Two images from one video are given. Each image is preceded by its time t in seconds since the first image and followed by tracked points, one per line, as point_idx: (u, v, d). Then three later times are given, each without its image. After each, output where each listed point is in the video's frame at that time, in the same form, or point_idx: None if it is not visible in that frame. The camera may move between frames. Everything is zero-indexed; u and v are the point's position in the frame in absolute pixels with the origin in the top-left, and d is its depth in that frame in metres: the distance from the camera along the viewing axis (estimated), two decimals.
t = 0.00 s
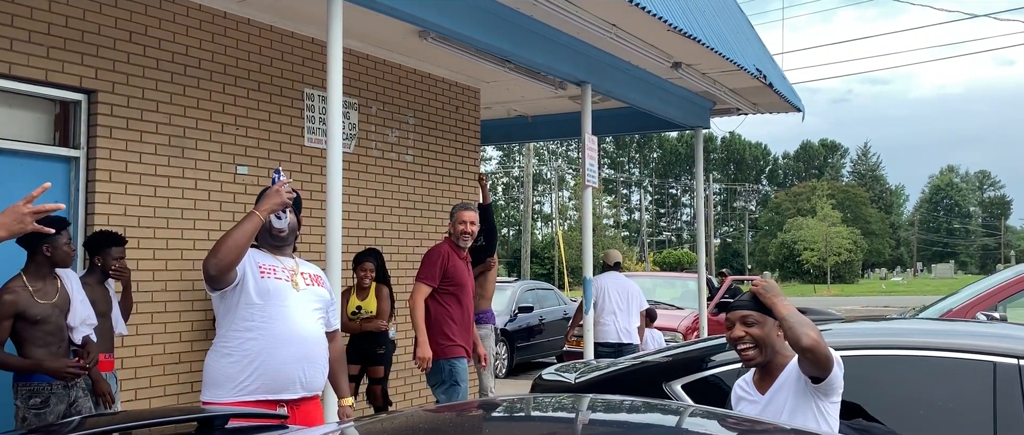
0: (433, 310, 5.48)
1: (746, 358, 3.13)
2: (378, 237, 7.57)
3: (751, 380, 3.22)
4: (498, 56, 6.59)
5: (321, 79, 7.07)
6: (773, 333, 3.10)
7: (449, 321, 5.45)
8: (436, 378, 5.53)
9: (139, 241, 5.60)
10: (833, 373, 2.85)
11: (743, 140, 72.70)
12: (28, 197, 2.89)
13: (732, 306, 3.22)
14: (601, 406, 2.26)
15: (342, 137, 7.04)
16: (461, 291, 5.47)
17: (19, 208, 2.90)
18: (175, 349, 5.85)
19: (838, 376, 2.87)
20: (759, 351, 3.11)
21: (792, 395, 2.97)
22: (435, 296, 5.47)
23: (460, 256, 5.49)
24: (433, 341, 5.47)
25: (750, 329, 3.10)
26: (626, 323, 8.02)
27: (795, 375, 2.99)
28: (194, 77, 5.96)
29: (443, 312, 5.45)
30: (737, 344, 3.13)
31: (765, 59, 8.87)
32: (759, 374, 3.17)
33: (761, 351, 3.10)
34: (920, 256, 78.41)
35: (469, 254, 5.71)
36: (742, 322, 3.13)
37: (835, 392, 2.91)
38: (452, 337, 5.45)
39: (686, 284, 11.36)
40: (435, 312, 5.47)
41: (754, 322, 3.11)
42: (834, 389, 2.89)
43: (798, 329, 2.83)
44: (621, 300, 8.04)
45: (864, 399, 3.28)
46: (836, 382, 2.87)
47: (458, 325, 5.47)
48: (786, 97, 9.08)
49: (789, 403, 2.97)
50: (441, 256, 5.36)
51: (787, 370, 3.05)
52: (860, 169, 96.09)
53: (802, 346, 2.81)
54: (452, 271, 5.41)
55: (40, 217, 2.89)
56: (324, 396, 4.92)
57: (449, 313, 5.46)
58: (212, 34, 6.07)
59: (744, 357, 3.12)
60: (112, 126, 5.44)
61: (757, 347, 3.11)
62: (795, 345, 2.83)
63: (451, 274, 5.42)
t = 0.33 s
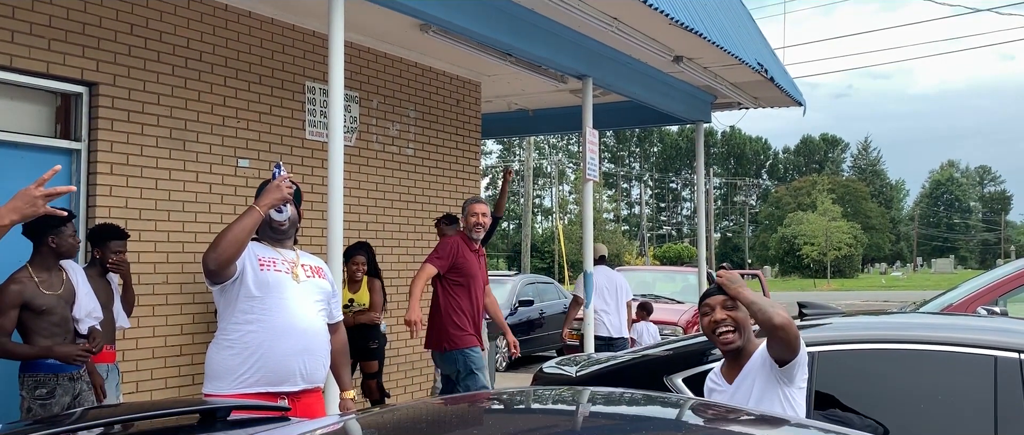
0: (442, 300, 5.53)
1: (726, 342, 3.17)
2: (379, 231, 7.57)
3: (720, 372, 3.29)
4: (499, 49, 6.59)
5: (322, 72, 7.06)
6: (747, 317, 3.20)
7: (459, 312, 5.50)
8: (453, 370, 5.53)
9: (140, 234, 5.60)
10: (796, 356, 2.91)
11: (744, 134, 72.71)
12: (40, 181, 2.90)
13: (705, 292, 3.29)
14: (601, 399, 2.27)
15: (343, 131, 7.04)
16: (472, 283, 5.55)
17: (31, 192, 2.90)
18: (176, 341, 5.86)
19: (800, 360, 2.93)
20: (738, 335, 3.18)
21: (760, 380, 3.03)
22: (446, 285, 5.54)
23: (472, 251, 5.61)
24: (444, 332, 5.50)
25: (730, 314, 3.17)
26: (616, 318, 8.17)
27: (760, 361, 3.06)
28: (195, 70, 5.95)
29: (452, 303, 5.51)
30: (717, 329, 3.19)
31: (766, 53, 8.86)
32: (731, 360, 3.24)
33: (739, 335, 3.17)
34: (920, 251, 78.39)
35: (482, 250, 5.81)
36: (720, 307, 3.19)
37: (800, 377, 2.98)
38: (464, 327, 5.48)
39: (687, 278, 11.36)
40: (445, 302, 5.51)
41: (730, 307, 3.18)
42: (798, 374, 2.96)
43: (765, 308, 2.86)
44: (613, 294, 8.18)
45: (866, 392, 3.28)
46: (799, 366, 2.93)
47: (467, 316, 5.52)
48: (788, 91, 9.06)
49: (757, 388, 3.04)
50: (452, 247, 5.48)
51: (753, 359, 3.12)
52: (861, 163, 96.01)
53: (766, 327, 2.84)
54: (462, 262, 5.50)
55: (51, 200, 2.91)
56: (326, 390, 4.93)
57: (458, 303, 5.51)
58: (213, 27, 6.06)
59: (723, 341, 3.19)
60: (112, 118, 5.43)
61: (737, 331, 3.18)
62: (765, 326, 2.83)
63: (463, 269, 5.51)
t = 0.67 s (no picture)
0: (458, 295, 5.56)
1: (702, 331, 3.18)
2: (382, 227, 7.59)
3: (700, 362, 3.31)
4: (503, 45, 6.59)
5: (327, 68, 7.07)
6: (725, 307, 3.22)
7: (473, 308, 5.53)
8: (465, 365, 5.59)
9: (144, 229, 5.62)
10: (767, 344, 2.91)
11: (747, 131, 72.68)
12: (63, 171, 2.91)
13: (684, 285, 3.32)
14: (604, 395, 2.27)
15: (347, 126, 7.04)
16: (488, 282, 5.58)
17: (53, 181, 2.90)
18: (181, 336, 5.88)
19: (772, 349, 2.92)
20: (715, 324, 3.19)
21: (732, 368, 3.05)
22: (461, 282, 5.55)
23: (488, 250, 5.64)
24: (457, 326, 5.54)
25: (706, 304, 3.18)
26: (610, 311, 8.31)
27: (733, 349, 3.08)
28: (200, 66, 5.96)
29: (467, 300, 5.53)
30: (693, 318, 3.19)
31: (770, 50, 8.85)
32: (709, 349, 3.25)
33: (716, 324, 3.19)
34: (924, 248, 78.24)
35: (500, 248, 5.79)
36: (697, 297, 3.20)
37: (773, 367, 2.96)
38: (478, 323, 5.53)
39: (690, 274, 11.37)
40: (461, 297, 5.53)
41: (707, 297, 3.19)
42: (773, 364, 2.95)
43: (737, 294, 2.90)
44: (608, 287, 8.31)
45: (869, 388, 3.29)
46: (770, 354, 2.92)
47: (482, 312, 5.57)
48: (792, 87, 9.05)
49: (730, 376, 3.05)
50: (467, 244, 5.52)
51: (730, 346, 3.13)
52: (864, 161, 95.90)
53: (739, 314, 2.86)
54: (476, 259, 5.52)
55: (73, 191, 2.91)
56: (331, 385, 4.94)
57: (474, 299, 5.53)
58: (217, 22, 6.07)
59: (700, 330, 3.19)
60: (117, 114, 5.44)
61: (714, 321, 3.19)
62: (736, 311, 2.88)
63: (478, 269, 5.55)
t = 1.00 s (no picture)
0: (475, 288, 5.82)
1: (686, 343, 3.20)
2: (388, 224, 7.61)
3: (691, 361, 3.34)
4: (509, 44, 6.59)
5: (333, 66, 7.08)
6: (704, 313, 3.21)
7: (487, 303, 5.79)
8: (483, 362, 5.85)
9: (151, 227, 5.64)
10: (741, 346, 2.93)
11: (752, 129, 72.56)
12: (81, 155, 2.92)
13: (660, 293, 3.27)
14: (610, 393, 2.27)
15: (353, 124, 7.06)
16: (501, 282, 5.79)
17: (71, 164, 2.91)
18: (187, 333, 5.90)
19: (747, 350, 2.93)
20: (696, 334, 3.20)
21: (710, 368, 3.09)
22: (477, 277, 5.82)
23: (502, 252, 5.86)
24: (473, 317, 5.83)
25: (685, 314, 3.17)
26: (610, 307, 8.41)
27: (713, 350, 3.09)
28: (207, 64, 5.98)
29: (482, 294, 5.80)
30: (675, 331, 3.20)
31: (777, 48, 8.83)
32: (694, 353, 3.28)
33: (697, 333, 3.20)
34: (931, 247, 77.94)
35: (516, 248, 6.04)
36: (675, 310, 3.18)
37: (751, 368, 2.98)
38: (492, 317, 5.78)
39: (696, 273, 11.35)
40: (473, 291, 5.80)
41: (685, 306, 3.17)
42: (751, 364, 2.96)
43: (700, 303, 2.91)
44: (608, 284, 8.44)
45: (876, 386, 3.28)
46: (746, 356, 2.93)
47: (495, 307, 5.83)
48: (799, 86, 9.03)
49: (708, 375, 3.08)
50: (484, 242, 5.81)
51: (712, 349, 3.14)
52: (870, 159, 95.59)
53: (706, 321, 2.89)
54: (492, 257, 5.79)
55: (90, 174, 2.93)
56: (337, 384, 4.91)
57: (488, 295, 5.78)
58: (224, 20, 6.08)
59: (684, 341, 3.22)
60: (124, 111, 5.46)
61: (695, 330, 3.20)
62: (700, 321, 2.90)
63: (491, 268, 5.79)
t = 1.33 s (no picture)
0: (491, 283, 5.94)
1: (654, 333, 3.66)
2: (393, 223, 7.62)
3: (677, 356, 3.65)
4: (515, 43, 6.59)
5: (339, 66, 7.08)
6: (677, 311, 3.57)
7: (505, 297, 5.94)
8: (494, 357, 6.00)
9: (157, 225, 5.65)
10: (707, 342, 3.27)
11: (759, 128, 72.40)
12: (89, 143, 2.93)
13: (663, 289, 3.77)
14: (615, 393, 2.26)
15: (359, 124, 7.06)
16: (519, 276, 5.93)
17: (79, 152, 2.92)
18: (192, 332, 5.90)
19: (714, 347, 3.26)
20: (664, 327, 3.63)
21: (686, 365, 3.41)
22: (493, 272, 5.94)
23: (518, 247, 5.99)
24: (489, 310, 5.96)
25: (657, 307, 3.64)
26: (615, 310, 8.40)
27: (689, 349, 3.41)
28: (213, 63, 5.99)
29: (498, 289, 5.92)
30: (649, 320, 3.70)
31: (783, 47, 8.81)
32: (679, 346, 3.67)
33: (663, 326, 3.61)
34: (938, 247, 77.61)
35: (531, 244, 6.15)
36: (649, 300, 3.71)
37: (722, 366, 3.28)
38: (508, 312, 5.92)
39: (702, 273, 11.32)
40: (491, 286, 5.93)
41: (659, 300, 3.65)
42: (721, 363, 3.27)
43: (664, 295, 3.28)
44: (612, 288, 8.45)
45: (881, 386, 3.27)
46: (712, 352, 3.26)
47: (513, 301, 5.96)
48: (805, 85, 9.01)
49: (687, 372, 3.39)
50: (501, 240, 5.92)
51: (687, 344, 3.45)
52: (877, 159, 95.31)
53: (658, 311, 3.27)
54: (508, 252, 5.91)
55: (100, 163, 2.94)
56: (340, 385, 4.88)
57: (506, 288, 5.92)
58: (229, 20, 6.09)
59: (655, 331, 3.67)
60: (130, 111, 5.48)
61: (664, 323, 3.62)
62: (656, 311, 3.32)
63: (507, 263, 5.93)
